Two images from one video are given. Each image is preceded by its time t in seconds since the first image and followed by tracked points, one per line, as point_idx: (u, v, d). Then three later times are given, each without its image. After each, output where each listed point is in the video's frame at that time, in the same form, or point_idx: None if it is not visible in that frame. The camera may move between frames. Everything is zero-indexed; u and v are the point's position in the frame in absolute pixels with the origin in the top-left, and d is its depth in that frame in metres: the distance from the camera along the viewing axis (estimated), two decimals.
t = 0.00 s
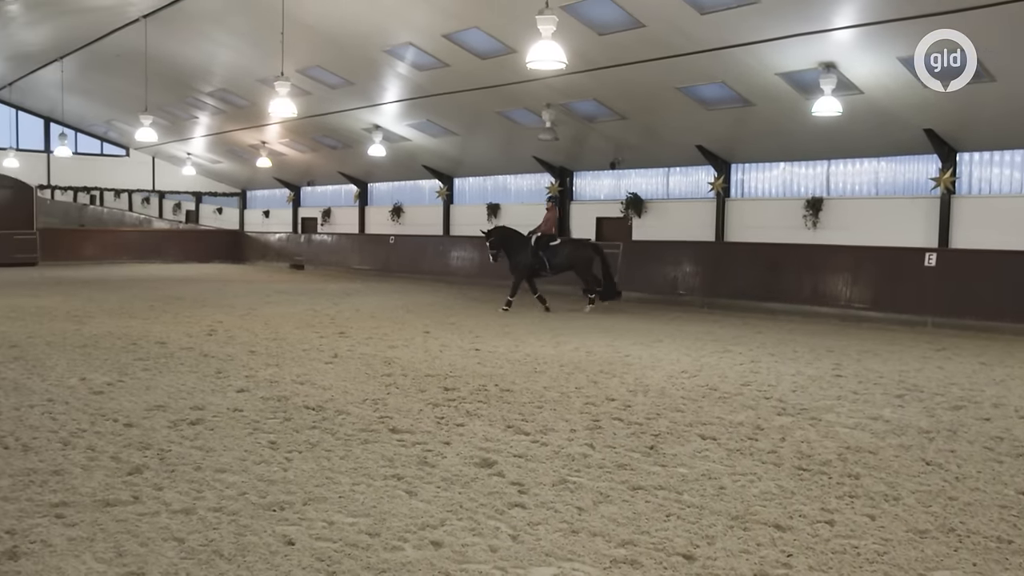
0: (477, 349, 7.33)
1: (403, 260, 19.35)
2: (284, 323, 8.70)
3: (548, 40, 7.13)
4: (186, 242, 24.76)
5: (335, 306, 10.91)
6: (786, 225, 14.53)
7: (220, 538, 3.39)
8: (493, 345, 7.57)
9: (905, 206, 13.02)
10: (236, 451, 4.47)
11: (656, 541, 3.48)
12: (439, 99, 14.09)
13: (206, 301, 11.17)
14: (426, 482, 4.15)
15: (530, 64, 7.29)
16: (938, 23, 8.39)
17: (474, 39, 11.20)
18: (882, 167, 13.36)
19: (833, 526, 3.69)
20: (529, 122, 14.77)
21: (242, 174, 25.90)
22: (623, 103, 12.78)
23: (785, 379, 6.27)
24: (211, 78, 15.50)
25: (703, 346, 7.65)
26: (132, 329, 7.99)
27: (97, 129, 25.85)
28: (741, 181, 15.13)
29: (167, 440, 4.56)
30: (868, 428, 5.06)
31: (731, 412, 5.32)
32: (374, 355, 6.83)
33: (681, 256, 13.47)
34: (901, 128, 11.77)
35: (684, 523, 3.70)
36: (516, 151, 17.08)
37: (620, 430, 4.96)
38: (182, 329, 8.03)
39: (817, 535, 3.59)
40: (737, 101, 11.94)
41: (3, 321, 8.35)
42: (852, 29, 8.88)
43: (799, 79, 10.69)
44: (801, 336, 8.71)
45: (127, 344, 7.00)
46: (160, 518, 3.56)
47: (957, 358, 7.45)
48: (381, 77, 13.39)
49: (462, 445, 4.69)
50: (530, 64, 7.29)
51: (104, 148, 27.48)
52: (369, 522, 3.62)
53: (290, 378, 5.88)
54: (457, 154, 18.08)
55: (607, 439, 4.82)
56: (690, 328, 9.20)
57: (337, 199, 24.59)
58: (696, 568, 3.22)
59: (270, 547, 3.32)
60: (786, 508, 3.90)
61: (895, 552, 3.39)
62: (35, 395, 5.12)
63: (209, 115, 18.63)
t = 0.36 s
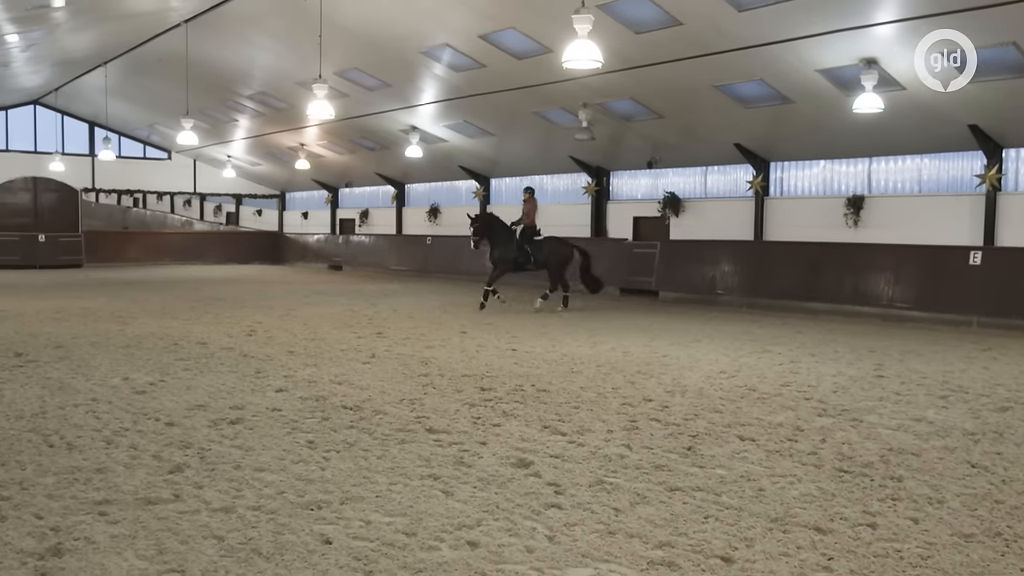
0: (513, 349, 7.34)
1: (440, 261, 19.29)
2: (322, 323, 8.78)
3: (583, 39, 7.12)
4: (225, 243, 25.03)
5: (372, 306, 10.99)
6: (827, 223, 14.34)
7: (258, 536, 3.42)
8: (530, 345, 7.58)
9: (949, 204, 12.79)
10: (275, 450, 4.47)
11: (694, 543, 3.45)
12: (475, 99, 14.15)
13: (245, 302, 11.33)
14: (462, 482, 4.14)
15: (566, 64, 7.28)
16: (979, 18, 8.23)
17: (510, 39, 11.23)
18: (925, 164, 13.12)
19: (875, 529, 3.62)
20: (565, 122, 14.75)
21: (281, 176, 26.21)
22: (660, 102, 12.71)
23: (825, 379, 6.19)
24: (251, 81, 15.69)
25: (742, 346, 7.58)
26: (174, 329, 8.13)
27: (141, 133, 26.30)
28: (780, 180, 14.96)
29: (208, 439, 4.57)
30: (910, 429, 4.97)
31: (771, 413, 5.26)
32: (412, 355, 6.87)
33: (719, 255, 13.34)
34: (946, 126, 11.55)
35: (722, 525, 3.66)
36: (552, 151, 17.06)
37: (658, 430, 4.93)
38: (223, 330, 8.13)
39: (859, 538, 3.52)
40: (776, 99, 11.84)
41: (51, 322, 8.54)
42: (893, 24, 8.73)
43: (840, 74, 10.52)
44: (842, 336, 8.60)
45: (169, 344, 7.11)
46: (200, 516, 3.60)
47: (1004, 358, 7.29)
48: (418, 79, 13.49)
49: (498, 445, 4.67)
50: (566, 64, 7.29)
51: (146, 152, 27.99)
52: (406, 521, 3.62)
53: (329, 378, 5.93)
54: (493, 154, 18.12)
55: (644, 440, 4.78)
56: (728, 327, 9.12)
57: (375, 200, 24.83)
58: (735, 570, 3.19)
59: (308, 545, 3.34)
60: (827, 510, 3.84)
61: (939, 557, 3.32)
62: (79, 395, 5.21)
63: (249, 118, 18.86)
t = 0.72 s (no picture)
0: (537, 348, 7.33)
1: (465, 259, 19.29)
2: (346, 322, 8.82)
3: (609, 37, 7.09)
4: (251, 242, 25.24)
5: (395, 304, 11.02)
6: (854, 223, 14.23)
7: (282, 533, 3.44)
8: (553, 344, 7.57)
9: (980, 204, 12.61)
10: (298, 447, 4.44)
11: (718, 545, 3.43)
12: (500, 99, 14.16)
13: (271, 300, 11.43)
14: (485, 481, 4.12)
15: (592, 62, 7.26)
16: (1008, 15, 8.11)
17: (535, 38, 11.23)
18: (955, 163, 12.93)
19: (902, 532, 3.58)
20: (589, 120, 14.72)
21: (307, 175, 26.38)
22: (685, 100, 12.63)
23: (852, 381, 6.13)
24: (278, 80, 15.79)
25: (767, 347, 7.52)
26: (199, 327, 8.20)
27: (169, 132, 26.57)
28: (807, 179, 14.80)
29: (233, 435, 4.56)
30: (938, 432, 4.91)
31: (796, 414, 5.22)
32: (435, 353, 6.88)
33: (744, 255, 13.25)
34: (977, 125, 11.38)
35: (747, 526, 3.63)
36: (575, 150, 17.03)
37: (681, 430, 4.90)
38: (248, 327, 8.20)
39: (885, 541, 3.48)
40: (803, 97, 11.74)
41: (81, 319, 8.67)
42: (922, 22, 8.62)
43: (868, 72, 10.38)
44: (868, 337, 8.51)
45: (195, 341, 7.18)
46: (224, 512, 3.61)
47: None
48: (442, 78, 13.52)
49: (521, 444, 4.63)
50: (591, 62, 7.27)
51: (174, 151, 28.16)
52: (428, 520, 3.63)
53: (352, 376, 5.96)
54: (516, 153, 18.11)
55: (668, 440, 4.74)
56: (753, 327, 9.07)
57: (399, 199, 24.92)
58: (759, 572, 3.17)
59: (331, 542, 3.35)
60: (853, 513, 3.79)
61: (967, 561, 3.27)
62: (107, 391, 5.27)
63: (274, 117, 19.00)
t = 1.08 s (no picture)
0: (550, 347, 7.33)
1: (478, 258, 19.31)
2: (359, 321, 8.82)
3: (623, 36, 7.08)
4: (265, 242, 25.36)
5: (408, 304, 11.04)
6: (869, 222, 14.16)
7: (297, 531, 3.45)
8: (567, 343, 7.55)
9: (997, 202, 12.52)
10: (313, 446, 4.43)
11: (733, 544, 3.42)
12: (514, 98, 14.17)
13: (286, 300, 11.48)
14: (499, 480, 4.10)
15: (606, 61, 7.25)
16: None
17: (548, 37, 11.22)
18: (971, 162, 12.85)
19: (918, 533, 3.55)
20: (603, 119, 14.69)
21: (321, 175, 26.48)
22: (699, 99, 12.60)
23: (867, 380, 6.09)
24: (292, 80, 15.85)
25: (782, 346, 7.49)
26: (213, 326, 8.23)
27: (183, 132, 26.66)
28: (821, 178, 14.76)
29: (248, 434, 4.56)
30: (955, 432, 4.88)
31: (811, 414, 5.20)
32: (449, 352, 6.89)
33: (758, 254, 13.20)
34: (995, 123, 11.29)
35: (762, 526, 3.62)
36: (589, 149, 17.02)
37: (696, 430, 4.87)
38: (262, 326, 8.23)
39: (901, 542, 3.46)
40: (818, 95, 11.68)
41: (97, 318, 8.73)
42: (938, 19, 8.55)
43: (884, 70, 10.31)
44: (884, 336, 8.46)
45: (210, 340, 7.22)
46: (239, 511, 3.63)
47: None
48: (456, 77, 13.53)
49: (535, 443, 4.60)
50: (605, 61, 7.25)
51: (189, 151, 28.19)
52: (442, 519, 3.63)
53: (366, 375, 5.97)
54: (530, 152, 18.11)
55: (682, 439, 4.72)
56: (768, 327, 9.03)
57: (413, 199, 24.99)
58: (774, 572, 3.15)
59: (346, 541, 3.36)
60: (869, 514, 3.77)
61: (985, 562, 3.24)
62: (122, 390, 5.30)
63: (288, 117, 19.08)
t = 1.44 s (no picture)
0: (562, 349, 7.33)
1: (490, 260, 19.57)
2: (371, 323, 8.84)
3: (633, 38, 7.07)
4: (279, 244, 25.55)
5: (420, 306, 11.06)
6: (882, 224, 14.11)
7: (309, 533, 3.45)
8: (578, 345, 7.55)
9: (1011, 204, 12.43)
10: (326, 447, 4.43)
11: (746, 547, 3.40)
12: (525, 100, 14.17)
13: (300, 302, 11.52)
14: (511, 482, 4.09)
15: (616, 64, 7.25)
16: None
17: (559, 39, 11.23)
18: (985, 163, 12.78)
19: (933, 536, 3.53)
20: (614, 121, 14.68)
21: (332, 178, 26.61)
22: (711, 101, 12.58)
23: (880, 383, 6.06)
24: (304, 83, 15.89)
25: (794, 349, 7.47)
26: (226, 328, 8.26)
27: (195, 134, 26.75)
28: (834, 180, 14.74)
29: (261, 436, 4.57)
30: (969, 435, 4.85)
31: (824, 416, 5.17)
32: (460, 354, 6.90)
33: (770, 255, 13.13)
34: (1009, 124, 11.20)
35: (775, 529, 3.60)
36: (600, 151, 17.02)
37: (708, 432, 4.85)
38: (275, 328, 8.27)
39: (915, 545, 3.44)
40: (830, 97, 11.64)
41: (111, 320, 8.79)
42: (951, 20, 8.51)
43: (896, 71, 10.26)
44: (897, 339, 8.42)
45: (223, 343, 7.25)
46: (252, 512, 3.64)
47: None
48: (467, 80, 13.55)
49: (546, 445, 4.58)
50: (616, 63, 7.25)
51: (202, 154, 28.21)
52: (454, 521, 3.63)
53: (378, 377, 5.97)
54: (541, 154, 18.12)
55: (695, 442, 4.70)
56: (780, 329, 9.01)
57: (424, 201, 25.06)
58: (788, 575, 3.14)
59: (358, 543, 3.36)
60: (883, 517, 3.75)
61: (1000, 566, 3.22)
62: (136, 391, 5.33)
63: (300, 119, 19.14)
